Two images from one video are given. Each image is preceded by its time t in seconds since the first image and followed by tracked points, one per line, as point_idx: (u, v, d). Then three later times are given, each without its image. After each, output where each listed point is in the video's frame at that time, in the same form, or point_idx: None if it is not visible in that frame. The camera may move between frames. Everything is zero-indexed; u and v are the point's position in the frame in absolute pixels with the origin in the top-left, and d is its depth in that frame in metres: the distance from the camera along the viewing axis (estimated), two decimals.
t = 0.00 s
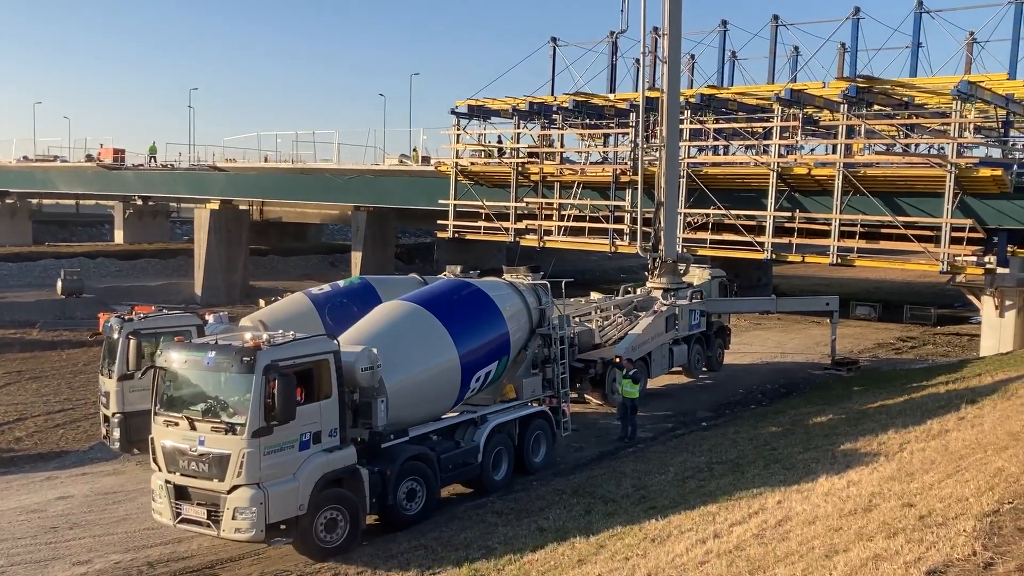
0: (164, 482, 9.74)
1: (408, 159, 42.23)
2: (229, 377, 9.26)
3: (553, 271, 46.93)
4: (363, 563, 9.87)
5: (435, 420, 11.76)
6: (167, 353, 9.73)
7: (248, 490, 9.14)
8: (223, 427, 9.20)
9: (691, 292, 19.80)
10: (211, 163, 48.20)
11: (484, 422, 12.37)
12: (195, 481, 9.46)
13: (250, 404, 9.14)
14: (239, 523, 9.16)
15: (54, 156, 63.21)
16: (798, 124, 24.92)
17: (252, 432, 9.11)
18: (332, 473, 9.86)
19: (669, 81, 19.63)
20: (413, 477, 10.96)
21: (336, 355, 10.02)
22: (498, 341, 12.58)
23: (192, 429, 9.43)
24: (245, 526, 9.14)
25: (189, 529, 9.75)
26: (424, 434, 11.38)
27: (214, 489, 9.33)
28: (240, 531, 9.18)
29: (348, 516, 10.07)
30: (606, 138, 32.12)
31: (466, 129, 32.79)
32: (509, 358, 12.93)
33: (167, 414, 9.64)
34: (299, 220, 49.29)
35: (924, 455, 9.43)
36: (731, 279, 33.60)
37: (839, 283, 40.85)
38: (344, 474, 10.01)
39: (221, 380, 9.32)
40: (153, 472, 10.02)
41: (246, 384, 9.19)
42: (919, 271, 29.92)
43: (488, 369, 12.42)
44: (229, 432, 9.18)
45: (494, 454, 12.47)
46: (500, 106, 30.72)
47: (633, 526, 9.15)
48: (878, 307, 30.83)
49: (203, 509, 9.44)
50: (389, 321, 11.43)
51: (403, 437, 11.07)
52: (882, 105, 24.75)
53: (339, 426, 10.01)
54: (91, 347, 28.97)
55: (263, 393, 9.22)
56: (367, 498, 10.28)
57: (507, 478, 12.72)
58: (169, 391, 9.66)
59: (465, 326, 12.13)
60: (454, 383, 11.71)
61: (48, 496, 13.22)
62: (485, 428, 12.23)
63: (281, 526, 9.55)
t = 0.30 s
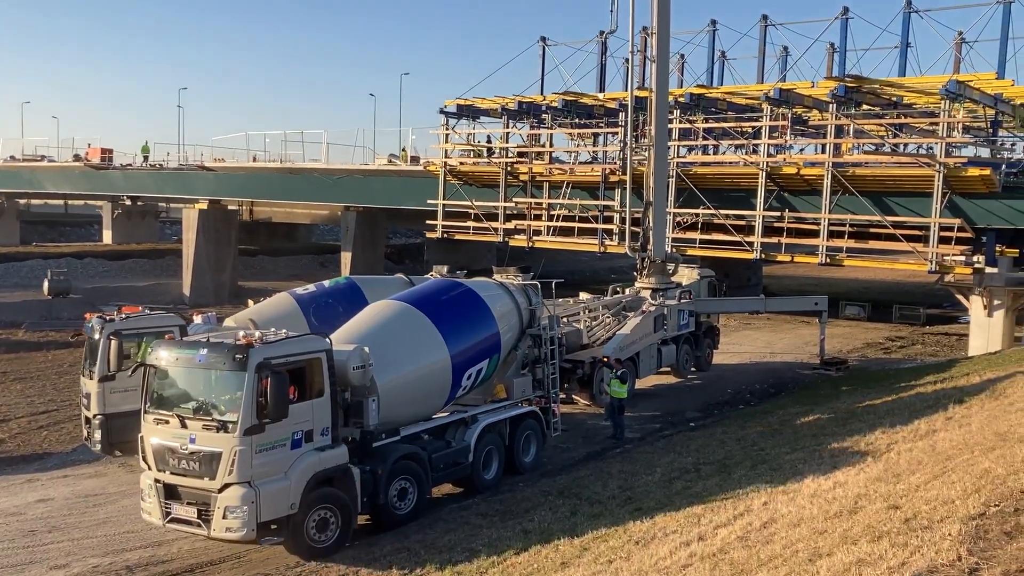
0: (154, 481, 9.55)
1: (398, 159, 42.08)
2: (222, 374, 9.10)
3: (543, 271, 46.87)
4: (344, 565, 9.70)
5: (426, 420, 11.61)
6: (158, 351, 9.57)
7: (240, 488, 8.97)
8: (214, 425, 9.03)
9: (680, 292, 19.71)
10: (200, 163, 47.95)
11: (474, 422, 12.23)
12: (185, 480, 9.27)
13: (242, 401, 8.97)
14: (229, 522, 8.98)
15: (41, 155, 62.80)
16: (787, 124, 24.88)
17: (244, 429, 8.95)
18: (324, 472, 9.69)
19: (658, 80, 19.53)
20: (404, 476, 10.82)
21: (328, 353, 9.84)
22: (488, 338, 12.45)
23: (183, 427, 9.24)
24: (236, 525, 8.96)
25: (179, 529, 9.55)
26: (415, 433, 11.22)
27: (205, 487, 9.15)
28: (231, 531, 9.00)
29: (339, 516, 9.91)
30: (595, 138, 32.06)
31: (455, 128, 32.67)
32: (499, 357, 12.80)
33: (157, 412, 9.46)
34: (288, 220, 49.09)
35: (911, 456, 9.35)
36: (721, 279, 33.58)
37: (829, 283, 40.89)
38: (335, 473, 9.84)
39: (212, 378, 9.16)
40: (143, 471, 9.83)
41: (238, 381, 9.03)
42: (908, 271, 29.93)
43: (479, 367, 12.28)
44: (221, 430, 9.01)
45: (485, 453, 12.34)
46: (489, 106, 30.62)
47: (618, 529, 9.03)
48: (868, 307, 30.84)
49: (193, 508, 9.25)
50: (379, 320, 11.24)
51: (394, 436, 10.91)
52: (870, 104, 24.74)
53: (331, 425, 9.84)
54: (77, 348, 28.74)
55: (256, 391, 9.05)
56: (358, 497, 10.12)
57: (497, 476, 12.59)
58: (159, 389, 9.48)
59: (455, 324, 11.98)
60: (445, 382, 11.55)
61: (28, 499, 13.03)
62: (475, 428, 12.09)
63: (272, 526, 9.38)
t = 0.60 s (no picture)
0: (134, 486, 9.21)
1: (387, 161, 41.93)
2: (204, 377, 8.80)
3: (533, 273, 46.81)
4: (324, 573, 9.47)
5: (412, 423, 11.40)
6: (140, 353, 9.26)
7: (221, 494, 8.66)
8: (196, 428, 8.72)
9: (668, 294, 19.58)
10: (188, 164, 47.68)
11: (461, 426, 12.03)
12: (166, 485, 8.95)
13: (224, 405, 8.68)
14: (210, 527, 8.67)
15: (29, 156, 62.40)
16: (776, 125, 24.82)
17: (225, 433, 8.65)
18: (308, 476, 9.40)
19: (646, 81, 19.41)
20: (389, 481, 10.57)
21: (313, 356, 9.56)
22: (475, 339, 12.30)
23: (163, 431, 8.93)
24: (217, 531, 8.65)
25: (159, 535, 9.22)
26: (400, 437, 11.01)
27: (186, 493, 8.83)
28: (211, 536, 8.68)
29: (323, 521, 9.60)
30: (584, 139, 31.98)
31: (444, 130, 32.54)
32: (487, 358, 12.64)
33: (138, 415, 9.14)
34: (278, 221, 48.88)
35: (898, 461, 9.25)
36: (711, 281, 33.53)
37: (818, 284, 40.92)
38: (319, 477, 9.55)
39: (194, 381, 8.86)
40: (123, 476, 9.49)
41: (220, 384, 8.73)
42: (897, 273, 29.93)
43: (466, 368, 12.12)
44: (202, 433, 8.70)
45: (471, 457, 12.16)
46: (478, 107, 30.51)
47: (602, 535, 8.90)
48: (857, 309, 30.82)
49: (174, 513, 8.92)
50: (363, 323, 11.04)
51: (379, 440, 10.68)
52: (859, 106, 24.72)
53: (315, 429, 9.54)
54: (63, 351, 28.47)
55: (238, 394, 8.76)
56: (343, 503, 9.82)
57: (484, 480, 12.42)
58: (140, 392, 9.17)
59: (441, 325, 11.81)
60: (432, 385, 11.38)
61: (5, 505, 12.80)
62: (462, 432, 11.89)
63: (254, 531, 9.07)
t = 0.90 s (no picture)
0: (111, 494, 9.03)
1: (375, 163, 41.77)
2: (181, 384, 8.64)
3: (522, 276, 46.72)
4: None
5: (395, 429, 11.25)
6: (117, 359, 9.09)
7: (199, 501, 8.50)
8: (173, 436, 8.56)
9: (656, 298, 19.49)
10: (176, 166, 47.39)
11: (445, 431, 11.87)
12: (143, 493, 8.78)
13: (201, 411, 8.51)
14: (188, 536, 8.49)
15: (15, 158, 61.96)
16: (764, 129, 24.79)
17: (203, 440, 8.49)
18: (288, 483, 9.24)
19: (634, 85, 19.33)
20: (372, 487, 10.41)
21: (293, 361, 9.40)
22: (458, 340, 12.15)
23: (140, 438, 8.77)
24: (195, 540, 8.48)
25: (137, 544, 9.04)
26: (383, 442, 10.86)
27: (163, 501, 8.66)
28: (189, 545, 8.51)
29: (304, 529, 9.40)
30: (573, 143, 31.92)
31: (433, 132, 32.41)
32: (473, 360, 12.50)
33: (114, 422, 8.98)
34: (266, 224, 48.63)
35: (886, 468, 9.16)
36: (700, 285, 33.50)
37: (807, 289, 40.97)
38: (300, 484, 9.39)
39: (171, 387, 8.70)
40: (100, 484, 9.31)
41: (197, 391, 8.57)
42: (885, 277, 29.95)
43: (451, 370, 11.98)
44: (179, 441, 8.55)
45: (456, 463, 12.01)
46: (466, 110, 30.39)
47: (586, 543, 8.77)
48: (845, 313, 30.81)
49: (151, 522, 8.75)
50: (347, 327, 10.90)
51: (362, 446, 10.51)
52: (847, 111, 24.72)
53: (296, 435, 9.38)
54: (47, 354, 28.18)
55: (216, 401, 8.60)
56: (324, 510, 9.66)
57: (469, 486, 12.28)
58: (117, 398, 9.00)
59: (423, 328, 11.65)
60: (416, 388, 11.24)
61: None
62: (447, 437, 11.74)
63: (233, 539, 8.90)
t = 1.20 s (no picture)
0: (87, 506, 8.89)
1: (365, 170, 41.66)
2: (159, 394, 8.53)
3: (512, 283, 46.66)
4: None
5: (380, 438, 11.14)
6: (93, 368, 8.96)
7: (176, 513, 8.36)
8: (150, 446, 8.44)
9: (646, 306, 19.42)
10: (165, 172, 47.17)
11: (430, 440, 11.76)
12: (120, 504, 8.64)
13: (179, 422, 8.40)
14: (166, 548, 8.36)
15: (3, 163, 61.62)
16: (754, 138, 24.80)
17: (181, 450, 8.37)
18: (268, 495, 9.12)
19: (624, 93, 19.29)
20: (354, 499, 10.30)
21: (273, 370, 9.30)
22: (443, 345, 12.02)
23: (117, 449, 8.64)
24: (172, 552, 8.34)
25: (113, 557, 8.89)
26: (367, 452, 10.75)
27: (141, 512, 8.53)
28: (167, 558, 8.38)
29: (285, 541, 9.25)
30: (563, 150, 31.91)
31: (423, 139, 32.32)
32: (459, 367, 12.39)
33: (91, 433, 8.84)
34: (255, 231, 48.43)
35: (876, 480, 9.10)
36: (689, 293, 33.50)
37: (797, 297, 41.04)
38: (281, 495, 9.27)
39: (148, 397, 8.58)
40: (77, 495, 9.17)
41: (175, 400, 8.46)
42: (874, 286, 30.01)
43: (436, 376, 11.85)
44: (156, 451, 8.42)
45: (441, 473, 11.89)
46: (457, 117, 30.31)
47: (574, 556, 8.66)
48: (835, 321, 30.83)
49: (128, 534, 8.60)
50: (330, 335, 10.78)
51: (344, 456, 10.38)
52: (837, 119, 24.75)
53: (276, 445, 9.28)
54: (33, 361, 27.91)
55: (194, 411, 8.48)
56: (306, 522, 9.53)
57: (455, 496, 12.16)
58: (93, 409, 8.87)
59: (406, 335, 11.53)
60: (400, 395, 11.11)
61: None
62: (432, 447, 11.63)
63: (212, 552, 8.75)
